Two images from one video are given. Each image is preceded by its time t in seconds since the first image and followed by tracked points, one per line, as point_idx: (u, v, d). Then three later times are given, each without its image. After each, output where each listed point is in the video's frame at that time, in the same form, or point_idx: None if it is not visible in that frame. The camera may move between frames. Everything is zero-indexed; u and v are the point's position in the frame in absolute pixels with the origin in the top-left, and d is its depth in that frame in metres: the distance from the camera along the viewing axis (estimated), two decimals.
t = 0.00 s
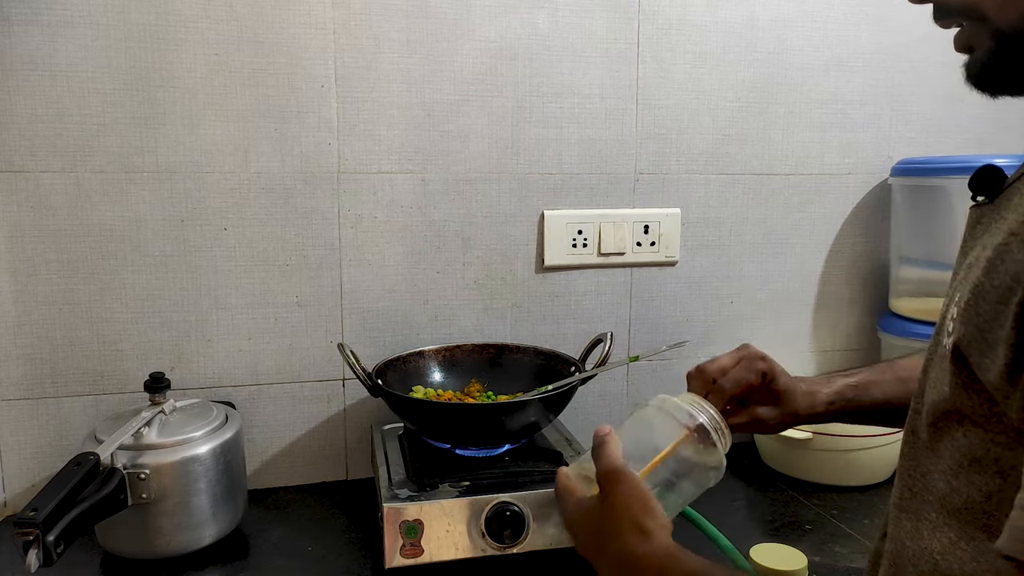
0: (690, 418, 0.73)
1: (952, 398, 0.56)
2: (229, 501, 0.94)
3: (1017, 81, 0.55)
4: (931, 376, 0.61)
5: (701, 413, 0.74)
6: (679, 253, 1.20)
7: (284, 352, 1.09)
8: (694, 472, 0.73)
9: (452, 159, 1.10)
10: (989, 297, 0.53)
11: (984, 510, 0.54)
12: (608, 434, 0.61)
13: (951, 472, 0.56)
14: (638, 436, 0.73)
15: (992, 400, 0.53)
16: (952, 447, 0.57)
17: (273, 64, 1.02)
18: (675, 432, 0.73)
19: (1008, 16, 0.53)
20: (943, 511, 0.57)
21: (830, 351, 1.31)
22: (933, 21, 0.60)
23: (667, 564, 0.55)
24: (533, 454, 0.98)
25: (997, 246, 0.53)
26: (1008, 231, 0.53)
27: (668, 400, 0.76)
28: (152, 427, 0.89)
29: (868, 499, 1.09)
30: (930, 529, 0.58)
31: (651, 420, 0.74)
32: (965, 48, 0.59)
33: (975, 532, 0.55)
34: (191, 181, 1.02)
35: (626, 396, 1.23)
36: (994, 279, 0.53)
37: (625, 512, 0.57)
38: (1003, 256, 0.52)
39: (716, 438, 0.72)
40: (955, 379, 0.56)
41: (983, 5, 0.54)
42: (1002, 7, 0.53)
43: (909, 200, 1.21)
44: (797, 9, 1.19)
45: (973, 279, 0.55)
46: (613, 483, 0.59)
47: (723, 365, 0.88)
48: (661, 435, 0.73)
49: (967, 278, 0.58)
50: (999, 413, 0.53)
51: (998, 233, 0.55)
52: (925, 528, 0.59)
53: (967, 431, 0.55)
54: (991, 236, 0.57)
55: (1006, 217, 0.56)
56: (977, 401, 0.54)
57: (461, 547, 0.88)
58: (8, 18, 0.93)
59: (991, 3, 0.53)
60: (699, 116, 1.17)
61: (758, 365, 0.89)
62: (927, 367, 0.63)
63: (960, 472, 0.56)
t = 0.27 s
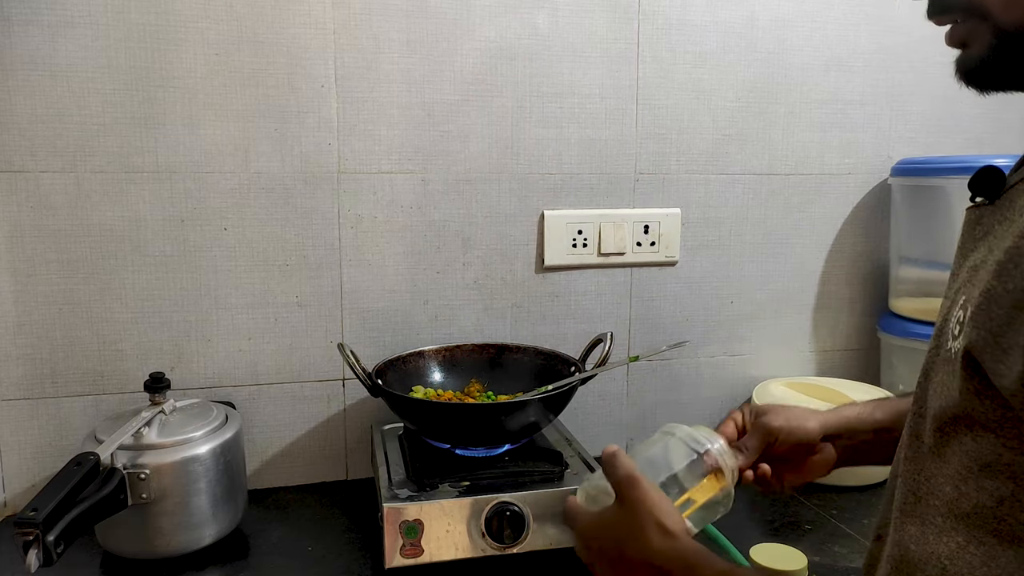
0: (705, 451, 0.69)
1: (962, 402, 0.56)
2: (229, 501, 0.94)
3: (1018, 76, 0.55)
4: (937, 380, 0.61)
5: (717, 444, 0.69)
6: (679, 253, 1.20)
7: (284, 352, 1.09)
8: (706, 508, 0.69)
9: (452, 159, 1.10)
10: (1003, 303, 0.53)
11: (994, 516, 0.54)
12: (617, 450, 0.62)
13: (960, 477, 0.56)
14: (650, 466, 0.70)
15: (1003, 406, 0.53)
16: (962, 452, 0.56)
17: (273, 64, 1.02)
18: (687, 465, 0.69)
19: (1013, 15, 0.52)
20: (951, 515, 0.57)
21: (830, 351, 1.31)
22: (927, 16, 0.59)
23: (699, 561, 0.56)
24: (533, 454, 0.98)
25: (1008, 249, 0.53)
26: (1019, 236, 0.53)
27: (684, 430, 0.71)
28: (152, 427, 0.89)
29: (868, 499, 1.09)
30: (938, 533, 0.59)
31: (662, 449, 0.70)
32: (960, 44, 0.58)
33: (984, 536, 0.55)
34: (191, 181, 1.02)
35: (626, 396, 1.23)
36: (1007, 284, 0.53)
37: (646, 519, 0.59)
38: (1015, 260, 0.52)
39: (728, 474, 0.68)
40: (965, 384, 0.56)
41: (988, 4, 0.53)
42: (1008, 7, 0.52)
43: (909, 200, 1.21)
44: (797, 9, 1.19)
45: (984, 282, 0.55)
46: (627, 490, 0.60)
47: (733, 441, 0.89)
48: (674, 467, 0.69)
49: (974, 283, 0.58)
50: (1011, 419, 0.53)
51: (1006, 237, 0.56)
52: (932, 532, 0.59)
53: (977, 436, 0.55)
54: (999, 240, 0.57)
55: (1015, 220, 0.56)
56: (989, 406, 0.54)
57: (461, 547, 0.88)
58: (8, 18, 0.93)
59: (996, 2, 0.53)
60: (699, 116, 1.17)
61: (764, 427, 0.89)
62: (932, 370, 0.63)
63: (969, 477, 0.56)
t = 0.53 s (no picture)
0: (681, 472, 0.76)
1: (963, 405, 0.56)
2: (229, 501, 0.94)
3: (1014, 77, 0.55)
4: (936, 382, 0.62)
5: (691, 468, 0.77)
6: (679, 253, 1.20)
7: (284, 352, 1.09)
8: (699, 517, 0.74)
9: (452, 159, 1.10)
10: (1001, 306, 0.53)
11: (994, 517, 0.54)
12: (609, 505, 0.65)
13: (962, 478, 0.56)
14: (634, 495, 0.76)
15: (1003, 409, 0.53)
16: (964, 454, 0.57)
17: (273, 64, 1.02)
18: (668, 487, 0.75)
19: (1007, 18, 0.52)
20: (953, 516, 0.57)
21: (830, 351, 1.31)
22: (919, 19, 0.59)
23: None
24: (533, 454, 0.98)
25: (1006, 253, 0.53)
26: (1016, 239, 0.53)
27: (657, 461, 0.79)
28: (152, 427, 0.88)
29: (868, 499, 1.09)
30: (939, 534, 0.59)
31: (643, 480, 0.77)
32: (953, 45, 0.58)
33: (985, 538, 0.55)
34: (191, 181, 1.02)
35: (626, 396, 1.23)
36: (1005, 287, 0.53)
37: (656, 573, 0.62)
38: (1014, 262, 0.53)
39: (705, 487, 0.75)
40: (965, 387, 0.56)
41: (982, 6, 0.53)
42: (1002, 9, 0.52)
43: (908, 200, 1.21)
44: (797, 9, 1.19)
45: (982, 285, 0.55)
46: (638, 550, 0.63)
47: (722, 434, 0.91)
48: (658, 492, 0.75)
49: (971, 285, 0.58)
50: (1010, 422, 0.53)
51: (1003, 240, 0.56)
52: (934, 534, 0.59)
53: (979, 438, 0.55)
54: (996, 242, 0.57)
55: (1012, 222, 0.56)
56: (989, 409, 0.54)
57: (461, 547, 0.88)
58: (9, 18, 0.93)
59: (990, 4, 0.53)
60: (699, 116, 1.17)
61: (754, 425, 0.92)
62: (929, 372, 0.63)
63: (971, 479, 0.56)
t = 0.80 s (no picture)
0: (681, 463, 0.77)
1: (961, 407, 0.56)
2: (229, 501, 0.94)
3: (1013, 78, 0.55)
4: (935, 384, 0.62)
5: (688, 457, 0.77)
6: (679, 253, 1.20)
7: (284, 352, 1.09)
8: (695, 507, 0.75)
9: (452, 159, 1.10)
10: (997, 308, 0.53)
11: (992, 518, 0.54)
12: (608, 499, 0.68)
13: (960, 480, 0.56)
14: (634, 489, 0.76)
15: (999, 411, 0.53)
16: (962, 455, 0.57)
17: (273, 64, 1.02)
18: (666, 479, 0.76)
19: (1004, 19, 0.53)
20: (951, 517, 0.57)
21: (829, 351, 1.31)
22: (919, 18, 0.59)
23: None
24: (533, 454, 0.98)
25: (1003, 255, 0.54)
26: (1013, 242, 0.53)
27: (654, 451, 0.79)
28: (152, 427, 0.88)
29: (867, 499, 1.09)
30: (937, 535, 0.59)
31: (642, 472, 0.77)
32: (951, 46, 0.58)
33: (983, 539, 0.55)
34: (191, 181, 1.02)
35: (626, 396, 1.23)
36: (1002, 289, 0.53)
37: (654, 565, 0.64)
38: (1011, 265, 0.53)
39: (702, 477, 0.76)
40: (963, 389, 0.56)
41: (978, 6, 0.54)
42: (998, 10, 0.53)
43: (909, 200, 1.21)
44: (797, 9, 1.19)
45: (979, 287, 0.55)
46: (637, 543, 0.65)
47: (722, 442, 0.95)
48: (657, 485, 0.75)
49: (969, 287, 0.58)
50: (1007, 423, 0.53)
51: (1001, 242, 0.56)
52: (932, 534, 0.59)
53: (976, 440, 0.55)
54: (994, 244, 0.57)
55: (1010, 224, 0.56)
56: (987, 411, 0.54)
57: (461, 547, 0.88)
58: (8, 18, 0.93)
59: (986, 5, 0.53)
60: (699, 116, 1.17)
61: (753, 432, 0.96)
62: (928, 374, 0.63)
63: (969, 480, 0.56)
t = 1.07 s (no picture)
0: (673, 463, 0.76)
1: (959, 407, 0.56)
2: (229, 501, 0.94)
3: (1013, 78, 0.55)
4: (933, 383, 0.62)
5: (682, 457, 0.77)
6: (679, 253, 1.20)
7: (284, 352, 1.09)
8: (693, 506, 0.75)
9: (452, 159, 1.10)
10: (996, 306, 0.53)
11: (989, 517, 0.54)
12: (603, 505, 0.65)
13: (959, 478, 0.56)
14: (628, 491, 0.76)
15: (999, 410, 0.53)
16: (961, 454, 0.57)
17: (273, 64, 1.02)
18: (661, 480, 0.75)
19: (1006, 19, 0.53)
20: (948, 516, 0.57)
21: (829, 351, 1.31)
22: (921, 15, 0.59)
23: None
24: (533, 454, 0.98)
25: (1001, 255, 0.54)
26: (1011, 241, 0.53)
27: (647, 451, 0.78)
28: (152, 427, 0.88)
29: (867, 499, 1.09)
30: (935, 533, 0.59)
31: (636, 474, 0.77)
32: (953, 45, 0.58)
33: (980, 538, 0.55)
34: (191, 181, 1.02)
35: (626, 396, 1.23)
36: (1000, 289, 0.53)
37: None
38: (1010, 264, 0.53)
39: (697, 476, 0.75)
40: (962, 388, 0.56)
41: (981, 5, 0.54)
42: (1001, 9, 0.53)
43: (908, 200, 1.21)
44: (797, 9, 1.19)
45: (977, 287, 0.55)
46: (634, 552, 0.64)
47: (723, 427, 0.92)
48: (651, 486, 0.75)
49: (968, 287, 0.58)
50: (1007, 423, 0.53)
51: (999, 242, 0.56)
52: (931, 533, 0.59)
53: (975, 438, 0.55)
54: (993, 243, 0.57)
55: (1009, 223, 0.56)
56: (985, 410, 0.55)
57: (461, 547, 0.88)
58: (8, 18, 0.93)
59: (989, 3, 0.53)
60: (699, 116, 1.17)
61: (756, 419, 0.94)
62: (927, 373, 0.63)
63: (967, 479, 0.56)
